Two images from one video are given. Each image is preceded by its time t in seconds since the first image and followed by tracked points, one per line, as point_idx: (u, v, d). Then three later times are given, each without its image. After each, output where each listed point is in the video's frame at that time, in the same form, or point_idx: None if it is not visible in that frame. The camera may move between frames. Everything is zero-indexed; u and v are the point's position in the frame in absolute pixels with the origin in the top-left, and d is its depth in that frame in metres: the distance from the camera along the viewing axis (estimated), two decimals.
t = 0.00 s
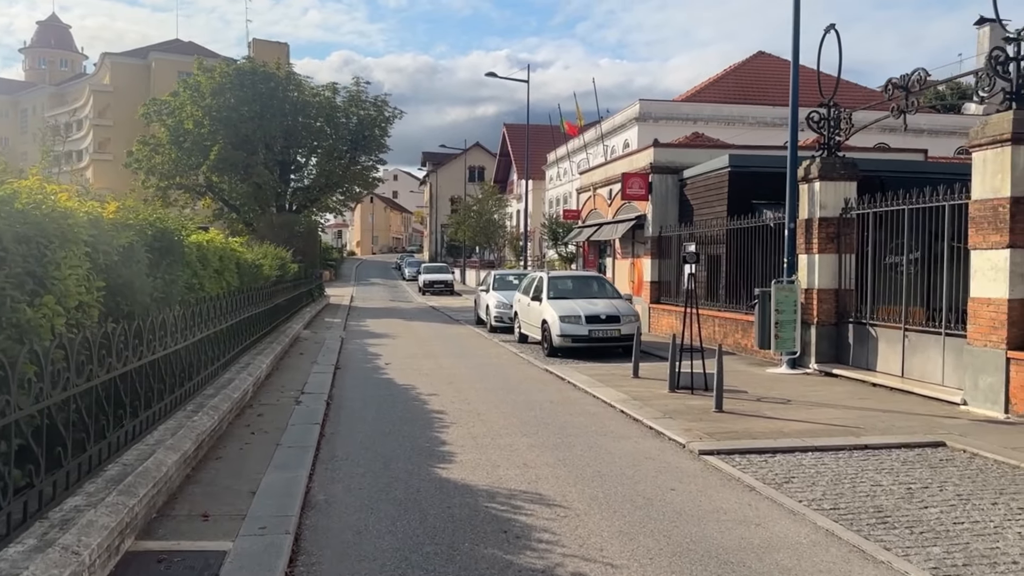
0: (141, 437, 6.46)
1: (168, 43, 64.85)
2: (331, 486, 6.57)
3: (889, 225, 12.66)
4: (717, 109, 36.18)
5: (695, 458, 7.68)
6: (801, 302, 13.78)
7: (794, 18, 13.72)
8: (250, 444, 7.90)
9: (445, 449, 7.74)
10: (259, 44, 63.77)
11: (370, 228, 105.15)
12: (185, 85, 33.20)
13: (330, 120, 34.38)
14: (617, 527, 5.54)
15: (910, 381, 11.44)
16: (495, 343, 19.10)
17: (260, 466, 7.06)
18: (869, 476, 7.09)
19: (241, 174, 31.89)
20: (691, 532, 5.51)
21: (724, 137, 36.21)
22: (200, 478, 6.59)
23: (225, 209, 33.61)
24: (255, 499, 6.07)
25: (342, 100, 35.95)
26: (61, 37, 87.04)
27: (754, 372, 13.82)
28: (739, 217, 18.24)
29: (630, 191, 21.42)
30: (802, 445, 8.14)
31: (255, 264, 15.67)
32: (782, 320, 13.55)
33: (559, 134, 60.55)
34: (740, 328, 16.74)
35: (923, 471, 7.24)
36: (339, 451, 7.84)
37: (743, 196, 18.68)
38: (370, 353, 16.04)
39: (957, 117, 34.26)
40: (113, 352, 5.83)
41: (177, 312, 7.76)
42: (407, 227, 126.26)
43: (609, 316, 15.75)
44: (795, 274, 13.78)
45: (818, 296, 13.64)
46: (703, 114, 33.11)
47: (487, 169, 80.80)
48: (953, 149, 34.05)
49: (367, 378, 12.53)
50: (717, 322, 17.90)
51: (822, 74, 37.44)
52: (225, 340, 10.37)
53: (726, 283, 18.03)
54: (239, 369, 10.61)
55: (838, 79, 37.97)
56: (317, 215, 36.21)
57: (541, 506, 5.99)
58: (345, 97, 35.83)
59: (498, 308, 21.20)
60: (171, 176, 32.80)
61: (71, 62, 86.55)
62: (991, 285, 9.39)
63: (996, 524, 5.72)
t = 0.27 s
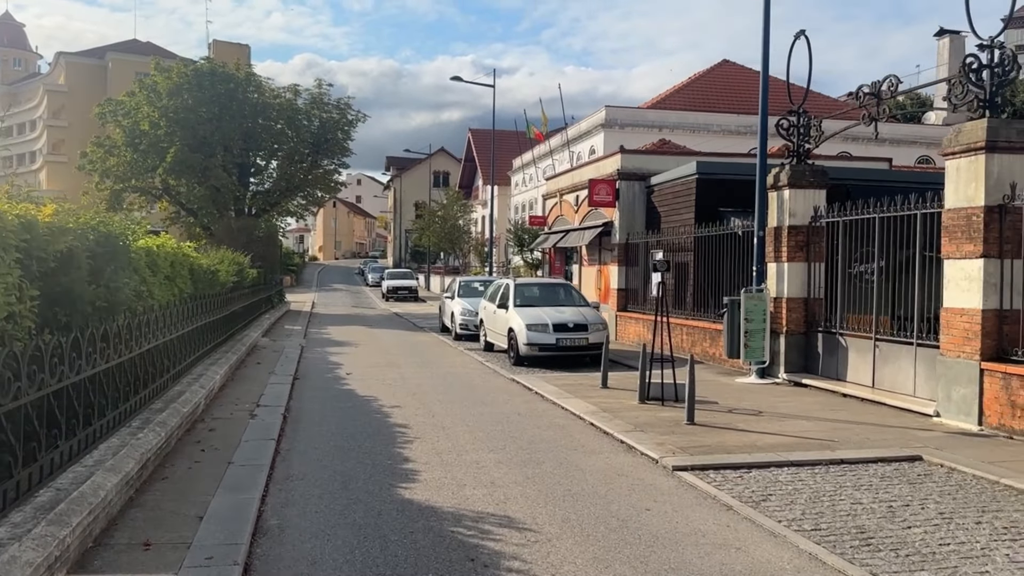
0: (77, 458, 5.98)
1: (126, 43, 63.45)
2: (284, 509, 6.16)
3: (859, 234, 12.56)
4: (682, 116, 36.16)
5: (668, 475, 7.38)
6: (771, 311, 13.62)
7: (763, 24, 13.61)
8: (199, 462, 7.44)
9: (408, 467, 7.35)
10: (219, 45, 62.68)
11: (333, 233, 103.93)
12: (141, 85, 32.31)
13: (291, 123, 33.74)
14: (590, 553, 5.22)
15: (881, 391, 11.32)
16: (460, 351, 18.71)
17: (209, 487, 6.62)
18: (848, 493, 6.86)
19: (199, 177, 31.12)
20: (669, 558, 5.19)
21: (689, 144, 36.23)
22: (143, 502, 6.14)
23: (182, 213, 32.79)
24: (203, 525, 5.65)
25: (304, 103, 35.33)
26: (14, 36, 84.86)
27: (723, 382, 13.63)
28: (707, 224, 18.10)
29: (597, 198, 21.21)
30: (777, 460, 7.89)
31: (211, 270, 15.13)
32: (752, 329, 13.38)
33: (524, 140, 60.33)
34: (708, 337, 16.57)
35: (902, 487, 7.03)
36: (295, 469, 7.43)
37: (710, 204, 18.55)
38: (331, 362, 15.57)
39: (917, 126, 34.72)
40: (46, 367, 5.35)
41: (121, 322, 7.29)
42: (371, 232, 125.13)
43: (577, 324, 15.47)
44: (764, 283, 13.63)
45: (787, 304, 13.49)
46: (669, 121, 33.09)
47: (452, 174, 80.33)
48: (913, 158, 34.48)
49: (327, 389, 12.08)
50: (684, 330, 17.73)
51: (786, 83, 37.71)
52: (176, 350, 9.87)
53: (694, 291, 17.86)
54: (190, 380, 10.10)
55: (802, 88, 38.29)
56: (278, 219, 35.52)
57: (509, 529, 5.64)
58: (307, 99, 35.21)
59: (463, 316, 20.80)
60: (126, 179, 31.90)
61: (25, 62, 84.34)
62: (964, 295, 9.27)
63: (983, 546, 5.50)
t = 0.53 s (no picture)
0: (5, 481, 5.47)
1: (77, 42, 61.77)
2: (233, 534, 5.73)
3: (825, 241, 12.45)
4: (644, 123, 36.15)
5: (641, 491, 7.09)
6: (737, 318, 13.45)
7: (730, 29, 13.47)
8: (143, 482, 6.94)
9: (368, 485, 6.94)
10: (174, 46, 61.33)
11: (291, 238, 102.36)
12: (91, 85, 31.24)
13: (248, 126, 32.96)
14: None
15: (850, 400, 11.19)
16: (422, 359, 18.28)
17: (153, 510, 6.15)
18: (827, 508, 6.64)
19: (151, 181, 30.25)
20: None
21: (651, 151, 36.23)
22: (79, 528, 5.65)
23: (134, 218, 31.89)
24: (144, 553, 5.20)
25: (261, 105, 34.56)
26: None
27: (690, 391, 13.43)
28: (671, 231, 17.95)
29: (560, 203, 20.97)
30: (752, 473, 7.65)
31: (161, 276, 14.54)
32: (718, 337, 13.21)
33: (485, 146, 60.01)
34: (674, 345, 16.38)
35: (881, 501, 6.83)
36: (246, 487, 6.98)
37: (675, 210, 18.41)
38: (287, 371, 15.05)
39: (874, 136, 35.19)
40: None
41: (58, 332, 6.77)
42: (329, 238, 123.64)
43: (541, 332, 15.17)
44: (731, 290, 13.47)
45: (754, 312, 13.34)
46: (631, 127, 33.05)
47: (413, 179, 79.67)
48: (870, 167, 34.94)
49: (282, 400, 11.59)
50: (650, 338, 17.51)
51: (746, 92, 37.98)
52: (120, 360, 9.32)
53: (659, 298, 17.67)
54: (136, 392, 9.56)
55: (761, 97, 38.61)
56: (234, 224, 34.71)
57: (478, 554, 5.28)
58: (264, 102, 34.44)
59: (425, 323, 20.38)
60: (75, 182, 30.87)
61: None
62: (934, 303, 9.16)
63: (972, 565, 5.28)
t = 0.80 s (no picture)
0: None
1: (23, 43, 60.01)
2: (177, 567, 5.26)
3: (791, 251, 12.32)
4: (604, 132, 36.10)
5: (613, 514, 6.77)
6: (703, 330, 13.26)
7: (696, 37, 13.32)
8: (79, 510, 6.42)
9: (324, 510, 6.51)
10: (124, 48, 59.99)
11: (244, 246, 100.52)
12: (33, 87, 30.01)
13: (200, 130, 32.07)
14: None
15: (819, 413, 11.04)
16: (381, 371, 17.81)
17: (88, 543, 5.64)
18: (806, 530, 6.39)
19: (98, 186, 29.35)
20: None
21: (611, 160, 36.18)
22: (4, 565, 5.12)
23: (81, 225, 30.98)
24: None
25: (213, 109, 33.68)
26: None
27: (656, 403, 13.19)
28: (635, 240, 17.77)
29: (523, 212, 20.68)
30: (727, 492, 7.39)
31: (106, 285, 13.92)
32: (684, 349, 13.00)
33: (444, 153, 59.58)
34: (639, 356, 16.15)
35: (860, 521, 6.61)
36: (192, 514, 6.49)
37: (638, 220, 18.24)
38: (239, 385, 14.47)
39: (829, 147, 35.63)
40: None
41: None
42: (284, 246, 121.78)
43: (504, 343, 14.84)
44: (697, 301, 13.28)
45: (720, 323, 13.16)
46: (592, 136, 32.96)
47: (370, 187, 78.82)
48: (825, 178, 35.35)
49: (233, 416, 11.05)
50: (615, 349, 17.26)
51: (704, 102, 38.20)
52: (58, 377, 8.73)
53: (623, 308, 17.45)
54: (75, 410, 8.98)
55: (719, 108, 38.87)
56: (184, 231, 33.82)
57: None
58: (216, 106, 33.58)
59: (384, 333, 19.90)
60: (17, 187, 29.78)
61: None
62: (906, 315, 9.03)
63: None
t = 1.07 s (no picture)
0: None
1: None
2: None
3: (757, 256, 12.18)
4: (563, 139, 35.99)
5: (583, 531, 6.44)
6: (668, 337, 13.05)
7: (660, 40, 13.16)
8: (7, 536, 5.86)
9: (277, 533, 6.06)
10: (71, 51, 58.57)
11: (195, 253, 98.38)
12: None
13: (149, 135, 30.90)
14: None
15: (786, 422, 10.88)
16: (337, 380, 17.29)
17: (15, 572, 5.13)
18: (785, 545, 6.13)
19: (42, 191, 28.36)
20: None
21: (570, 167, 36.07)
22: None
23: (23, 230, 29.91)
24: None
25: (163, 112, 32.46)
26: None
27: (620, 411, 12.95)
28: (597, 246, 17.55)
29: (483, 218, 20.34)
30: (700, 505, 7.13)
31: (46, 291, 13.27)
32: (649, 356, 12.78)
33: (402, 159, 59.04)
34: (601, 364, 15.90)
35: (838, 534, 6.39)
36: (133, 539, 5.98)
37: (600, 225, 18.03)
38: (187, 396, 13.84)
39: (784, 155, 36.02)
40: None
41: None
42: (237, 253, 119.58)
43: (465, 351, 14.47)
44: (662, 307, 13.07)
45: (684, 330, 12.97)
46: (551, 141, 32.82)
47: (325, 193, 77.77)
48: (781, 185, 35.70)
49: (180, 430, 10.48)
50: (577, 357, 16.98)
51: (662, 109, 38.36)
52: None
53: (585, 315, 17.20)
54: (7, 425, 8.36)
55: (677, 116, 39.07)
56: (132, 237, 32.74)
57: None
58: (166, 109, 32.38)
59: (340, 342, 19.36)
60: None
61: None
62: (875, 321, 8.90)
63: None
